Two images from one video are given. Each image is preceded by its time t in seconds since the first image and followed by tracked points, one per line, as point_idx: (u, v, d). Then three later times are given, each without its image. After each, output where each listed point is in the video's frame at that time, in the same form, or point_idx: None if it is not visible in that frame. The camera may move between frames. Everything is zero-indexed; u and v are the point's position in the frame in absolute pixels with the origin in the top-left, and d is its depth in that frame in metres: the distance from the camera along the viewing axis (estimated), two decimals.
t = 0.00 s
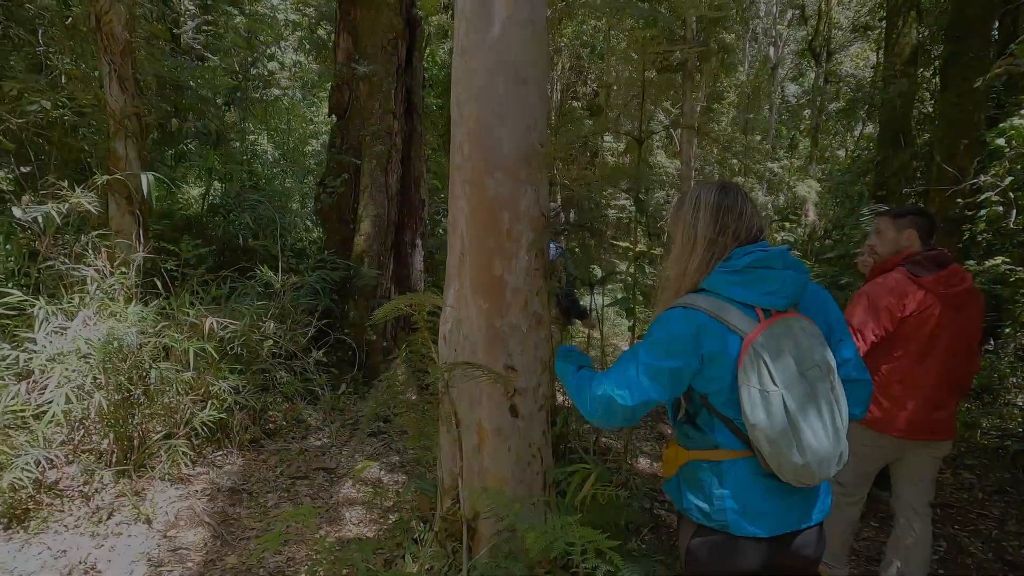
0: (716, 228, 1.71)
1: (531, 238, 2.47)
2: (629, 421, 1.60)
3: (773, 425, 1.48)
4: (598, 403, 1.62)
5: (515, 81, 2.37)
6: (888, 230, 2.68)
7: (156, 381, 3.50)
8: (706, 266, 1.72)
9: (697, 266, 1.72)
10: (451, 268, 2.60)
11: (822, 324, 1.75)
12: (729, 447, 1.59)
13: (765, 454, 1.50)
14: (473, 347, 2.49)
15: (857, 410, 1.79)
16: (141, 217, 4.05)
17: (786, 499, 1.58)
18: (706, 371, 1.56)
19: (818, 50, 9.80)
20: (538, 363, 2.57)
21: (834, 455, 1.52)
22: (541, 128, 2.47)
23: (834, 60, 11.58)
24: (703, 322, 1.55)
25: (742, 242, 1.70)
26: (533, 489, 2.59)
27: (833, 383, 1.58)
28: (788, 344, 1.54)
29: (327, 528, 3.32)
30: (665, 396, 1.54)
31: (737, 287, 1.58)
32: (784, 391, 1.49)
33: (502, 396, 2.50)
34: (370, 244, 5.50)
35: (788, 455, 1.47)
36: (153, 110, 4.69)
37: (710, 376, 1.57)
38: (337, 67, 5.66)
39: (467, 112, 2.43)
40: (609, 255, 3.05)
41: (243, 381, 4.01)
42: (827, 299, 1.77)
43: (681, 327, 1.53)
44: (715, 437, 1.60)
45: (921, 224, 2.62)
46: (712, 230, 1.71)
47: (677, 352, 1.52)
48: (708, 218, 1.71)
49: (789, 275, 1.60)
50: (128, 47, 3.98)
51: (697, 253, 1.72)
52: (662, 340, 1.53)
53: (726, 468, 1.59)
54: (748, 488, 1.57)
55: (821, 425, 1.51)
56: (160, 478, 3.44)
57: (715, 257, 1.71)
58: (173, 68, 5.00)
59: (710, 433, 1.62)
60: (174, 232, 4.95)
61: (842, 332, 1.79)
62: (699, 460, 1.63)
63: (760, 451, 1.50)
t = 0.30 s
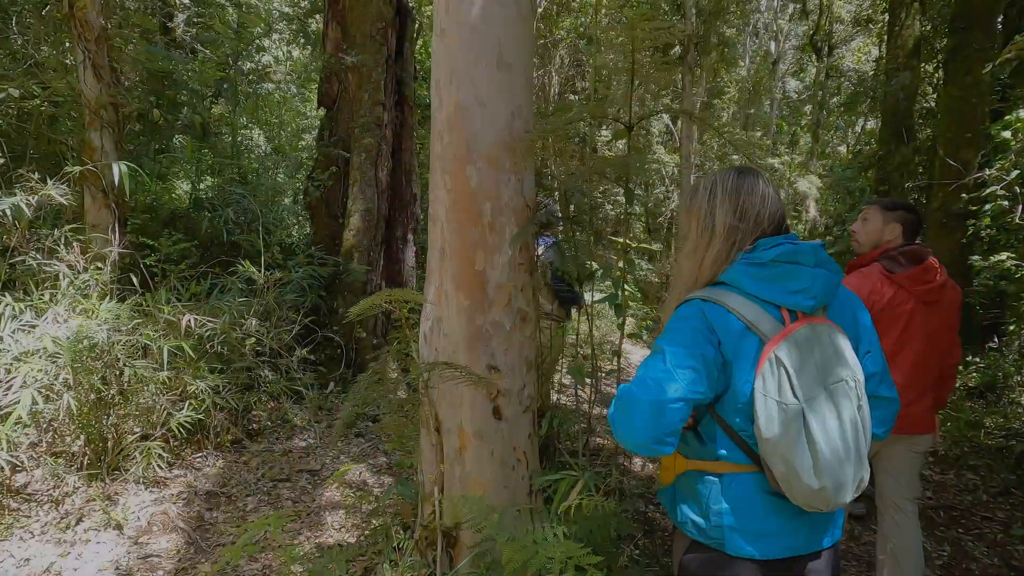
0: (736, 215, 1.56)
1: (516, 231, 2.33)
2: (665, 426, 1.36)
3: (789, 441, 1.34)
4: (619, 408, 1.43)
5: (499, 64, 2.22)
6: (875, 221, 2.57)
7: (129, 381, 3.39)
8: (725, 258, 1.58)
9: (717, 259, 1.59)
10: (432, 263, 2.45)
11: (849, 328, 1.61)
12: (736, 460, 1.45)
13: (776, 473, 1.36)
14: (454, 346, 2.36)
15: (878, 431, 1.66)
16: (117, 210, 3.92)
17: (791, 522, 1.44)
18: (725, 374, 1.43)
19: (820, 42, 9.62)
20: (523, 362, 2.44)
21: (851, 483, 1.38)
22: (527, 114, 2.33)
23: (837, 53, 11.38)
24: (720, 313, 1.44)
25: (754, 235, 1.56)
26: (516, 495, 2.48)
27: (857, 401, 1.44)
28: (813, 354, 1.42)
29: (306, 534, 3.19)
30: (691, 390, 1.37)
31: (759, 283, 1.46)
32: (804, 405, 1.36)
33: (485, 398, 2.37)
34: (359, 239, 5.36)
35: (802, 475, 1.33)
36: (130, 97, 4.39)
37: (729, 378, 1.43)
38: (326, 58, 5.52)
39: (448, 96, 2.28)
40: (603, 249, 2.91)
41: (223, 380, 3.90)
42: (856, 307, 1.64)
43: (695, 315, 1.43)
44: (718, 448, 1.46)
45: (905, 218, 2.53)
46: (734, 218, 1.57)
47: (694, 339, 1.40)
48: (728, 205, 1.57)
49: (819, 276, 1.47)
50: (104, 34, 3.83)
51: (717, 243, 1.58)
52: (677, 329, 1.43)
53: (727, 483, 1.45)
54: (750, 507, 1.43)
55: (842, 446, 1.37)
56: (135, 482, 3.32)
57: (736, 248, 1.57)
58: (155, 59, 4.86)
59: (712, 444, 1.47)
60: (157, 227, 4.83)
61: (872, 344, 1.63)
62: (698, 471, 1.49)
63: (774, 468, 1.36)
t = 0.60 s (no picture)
0: (786, 192, 1.37)
1: (506, 218, 2.20)
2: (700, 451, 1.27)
3: (834, 458, 1.16)
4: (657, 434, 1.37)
5: (486, 39, 2.08)
6: (865, 205, 2.57)
7: (109, 376, 3.29)
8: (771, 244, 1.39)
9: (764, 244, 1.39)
10: (419, 252, 2.33)
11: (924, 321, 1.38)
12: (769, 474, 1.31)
13: (818, 492, 1.20)
14: (440, 339, 2.23)
15: (957, 453, 1.43)
16: (100, 200, 3.80)
17: (829, 546, 1.28)
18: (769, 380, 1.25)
19: (827, 33, 9.43)
20: (513, 356, 2.31)
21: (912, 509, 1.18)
22: (516, 94, 2.19)
23: (844, 45, 11.16)
24: (759, 312, 1.27)
25: (804, 216, 1.37)
26: (507, 496, 2.36)
27: (922, 414, 1.22)
28: (868, 357, 1.21)
29: (292, 535, 3.07)
30: (725, 407, 1.24)
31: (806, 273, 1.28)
32: (855, 417, 1.17)
33: (473, 394, 2.24)
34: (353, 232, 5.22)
35: (846, 497, 1.16)
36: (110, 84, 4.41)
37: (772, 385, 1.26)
38: (320, 46, 5.38)
39: (433, 76, 2.15)
40: (601, 239, 2.77)
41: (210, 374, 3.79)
42: (931, 303, 1.40)
43: (728, 316, 1.28)
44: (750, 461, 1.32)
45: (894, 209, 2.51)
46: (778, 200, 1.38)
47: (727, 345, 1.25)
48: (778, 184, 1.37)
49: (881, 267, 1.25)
50: (86, 17, 3.71)
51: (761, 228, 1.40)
52: (708, 335, 1.29)
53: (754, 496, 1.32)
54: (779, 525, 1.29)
55: (899, 466, 1.17)
56: (117, 481, 3.22)
57: (783, 231, 1.37)
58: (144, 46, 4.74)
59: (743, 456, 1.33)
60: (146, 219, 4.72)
61: (948, 347, 1.40)
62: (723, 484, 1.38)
63: (816, 488, 1.20)
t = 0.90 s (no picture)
0: (881, 169, 1.26)
1: (506, 203, 2.03)
2: (768, 472, 1.16)
3: (935, 481, 1.00)
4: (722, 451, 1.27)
5: (484, 7, 1.90)
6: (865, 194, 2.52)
7: (97, 372, 3.18)
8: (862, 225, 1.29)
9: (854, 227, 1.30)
10: (413, 240, 2.17)
11: None
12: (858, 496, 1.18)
13: (912, 516, 1.04)
14: (435, 335, 2.07)
15: None
16: (90, 190, 3.68)
17: None
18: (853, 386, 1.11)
19: (843, 23, 9.16)
20: (514, 354, 2.14)
21: None
22: (517, 68, 2.01)
23: (859, 37, 10.87)
24: (837, 308, 1.12)
25: (905, 194, 1.24)
26: (509, 504, 2.21)
27: None
28: (993, 365, 1.01)
29: (283, 540, 2.93)
30: (795, 421, 1.12)
31: (902, 257, 1.13)
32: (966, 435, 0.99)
33: (470, 395, 2.08)
34: (355, 225, 5.10)
35: (949, 528, 0.99)
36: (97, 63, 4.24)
37: (854, 391, 1.12)
38: (321, 34, 5.24)
39: (427, 48, 1.97)
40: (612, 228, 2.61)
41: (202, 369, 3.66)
42: None
43: (800, 315, 1.15)
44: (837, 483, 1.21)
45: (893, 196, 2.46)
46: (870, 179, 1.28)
47: (796, 350, 1.13)
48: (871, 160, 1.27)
49: (1002, 253, 1.06)
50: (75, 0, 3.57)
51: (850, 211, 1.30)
52: (776, 339, 1.18)
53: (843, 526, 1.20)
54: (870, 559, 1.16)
55: None
56: (105, 481, 3.10)
57: (877, 212, 1.27)
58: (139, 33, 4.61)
59: (830, 479, 1.23)
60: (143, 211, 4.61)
61: None
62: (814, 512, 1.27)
63: (910, 514, 1.04)
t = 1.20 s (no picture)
0: (1001, 143, 1.02)
1: (507, 193, 1.87)
2: (855, 499, 0.95)
3: None
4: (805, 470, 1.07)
5: None
6: (886, 186, 2.30)
7: (90, 370, 3.13)
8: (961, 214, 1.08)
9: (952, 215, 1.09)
10: (409, 234, 2.03)
11: None
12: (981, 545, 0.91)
13: None
14: (431, 335, 1.93)
15: None
16: (88, 184, 3.61)
17: None
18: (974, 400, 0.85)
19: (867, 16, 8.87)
20: (515, 356, 2.00)
21: None
22: (521, 48, 1.86)
23: (883, 30, 10.55)
24: (949, 299, 0.89)
25: None
26: (511, 515, 2.08)
27: None
28: None
29: (278, 547, 2.81)
30: (890, 437, 0.91)
31: None
32: None
33: (467, 400, 1.94)
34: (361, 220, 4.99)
35: None
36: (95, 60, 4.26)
37: (972, 405, 0.86)
38: (327, 26, 5.13)
39: (422, 28, 1.83)
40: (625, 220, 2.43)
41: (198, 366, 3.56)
42: None
43: (902, 308, 0.94)
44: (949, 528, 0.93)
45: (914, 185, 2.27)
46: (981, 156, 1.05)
47: (893, 350, 0.92)
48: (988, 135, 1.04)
49: None
50: None
51: (954, 193, 1.10)
52: (871, 338, 0.97)
53: None
54: None
55: None
56: (99, 482, 3.04)
57: (992, 198, 1.04)
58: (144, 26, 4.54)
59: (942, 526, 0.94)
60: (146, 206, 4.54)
61: None
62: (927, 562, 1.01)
63: None
